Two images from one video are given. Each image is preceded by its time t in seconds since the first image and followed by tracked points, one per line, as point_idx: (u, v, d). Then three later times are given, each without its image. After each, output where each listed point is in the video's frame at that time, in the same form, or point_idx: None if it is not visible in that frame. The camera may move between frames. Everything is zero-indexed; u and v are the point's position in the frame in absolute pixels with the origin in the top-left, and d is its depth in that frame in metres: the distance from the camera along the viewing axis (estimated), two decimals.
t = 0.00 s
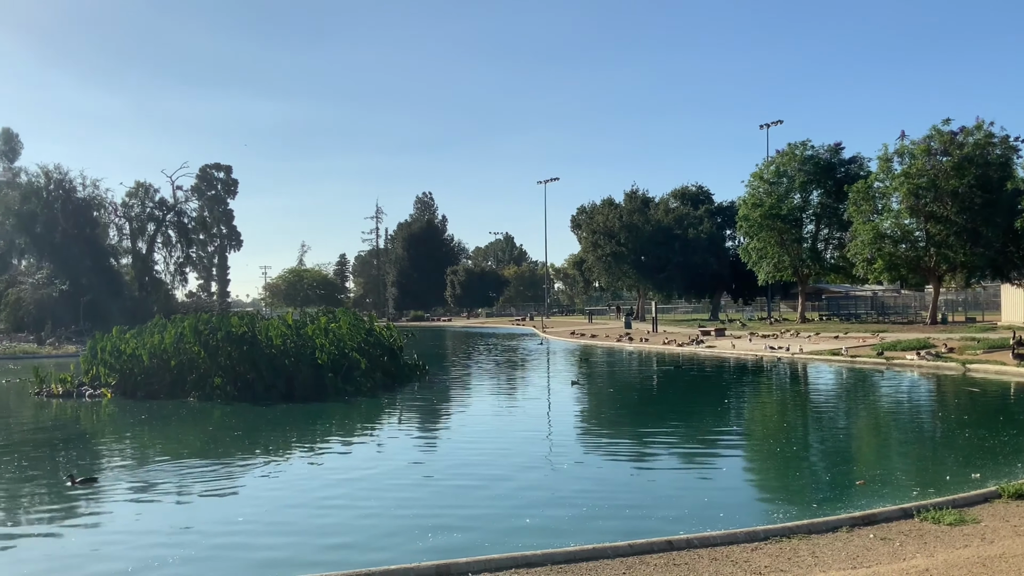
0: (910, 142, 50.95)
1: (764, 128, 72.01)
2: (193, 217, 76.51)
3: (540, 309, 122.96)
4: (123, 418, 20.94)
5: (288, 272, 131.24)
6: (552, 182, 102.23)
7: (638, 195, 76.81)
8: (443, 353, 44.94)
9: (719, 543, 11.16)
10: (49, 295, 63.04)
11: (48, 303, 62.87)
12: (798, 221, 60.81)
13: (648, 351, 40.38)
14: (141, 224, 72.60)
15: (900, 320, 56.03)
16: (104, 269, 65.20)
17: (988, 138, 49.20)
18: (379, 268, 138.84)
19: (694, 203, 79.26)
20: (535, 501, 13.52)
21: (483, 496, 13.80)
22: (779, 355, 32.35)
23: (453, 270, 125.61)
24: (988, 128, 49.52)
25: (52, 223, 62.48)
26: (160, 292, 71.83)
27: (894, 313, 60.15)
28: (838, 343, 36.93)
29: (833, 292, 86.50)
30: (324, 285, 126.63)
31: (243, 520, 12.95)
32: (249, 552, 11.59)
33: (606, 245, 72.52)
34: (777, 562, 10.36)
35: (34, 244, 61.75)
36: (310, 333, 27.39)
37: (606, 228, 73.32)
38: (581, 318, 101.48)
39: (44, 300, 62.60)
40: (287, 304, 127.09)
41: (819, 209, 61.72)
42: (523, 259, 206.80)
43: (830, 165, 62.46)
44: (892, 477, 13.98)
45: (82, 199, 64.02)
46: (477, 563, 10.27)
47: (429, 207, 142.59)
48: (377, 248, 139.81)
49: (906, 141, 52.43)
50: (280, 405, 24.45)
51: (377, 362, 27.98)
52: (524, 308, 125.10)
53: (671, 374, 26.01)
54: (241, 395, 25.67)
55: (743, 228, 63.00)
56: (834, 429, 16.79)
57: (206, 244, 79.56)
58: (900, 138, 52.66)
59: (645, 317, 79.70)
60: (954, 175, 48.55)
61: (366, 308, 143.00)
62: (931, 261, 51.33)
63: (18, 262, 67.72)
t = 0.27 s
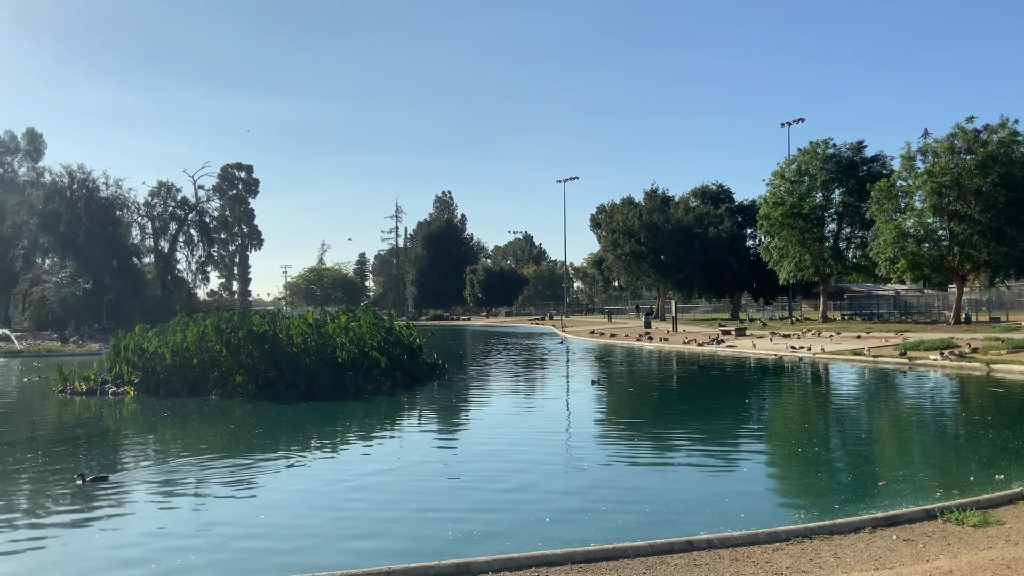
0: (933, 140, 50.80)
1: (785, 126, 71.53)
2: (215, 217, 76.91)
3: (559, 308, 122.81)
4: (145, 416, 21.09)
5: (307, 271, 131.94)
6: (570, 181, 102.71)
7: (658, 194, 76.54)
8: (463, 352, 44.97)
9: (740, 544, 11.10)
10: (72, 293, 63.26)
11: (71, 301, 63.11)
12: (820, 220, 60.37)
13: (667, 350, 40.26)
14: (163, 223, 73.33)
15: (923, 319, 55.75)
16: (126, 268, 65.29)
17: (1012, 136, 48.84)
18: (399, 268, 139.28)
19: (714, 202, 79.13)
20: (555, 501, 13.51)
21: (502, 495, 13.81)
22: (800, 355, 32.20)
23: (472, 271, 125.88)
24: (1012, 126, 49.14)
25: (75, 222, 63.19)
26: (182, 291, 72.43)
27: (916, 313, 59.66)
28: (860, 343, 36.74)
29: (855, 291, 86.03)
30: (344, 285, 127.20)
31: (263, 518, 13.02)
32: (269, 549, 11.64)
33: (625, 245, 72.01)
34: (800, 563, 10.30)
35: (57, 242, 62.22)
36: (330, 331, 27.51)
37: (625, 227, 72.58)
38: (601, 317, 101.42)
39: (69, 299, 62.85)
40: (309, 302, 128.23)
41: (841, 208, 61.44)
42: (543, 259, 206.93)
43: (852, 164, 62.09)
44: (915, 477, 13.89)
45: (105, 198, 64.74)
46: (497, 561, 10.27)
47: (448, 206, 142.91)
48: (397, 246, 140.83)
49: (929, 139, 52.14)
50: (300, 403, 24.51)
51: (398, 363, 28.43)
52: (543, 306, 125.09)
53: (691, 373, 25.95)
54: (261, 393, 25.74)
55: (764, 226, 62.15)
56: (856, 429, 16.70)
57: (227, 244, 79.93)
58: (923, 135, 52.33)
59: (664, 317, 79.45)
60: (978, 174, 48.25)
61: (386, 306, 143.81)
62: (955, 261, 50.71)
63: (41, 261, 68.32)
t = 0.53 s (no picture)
0: (950, 140, 50.47)
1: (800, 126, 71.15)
2: (231, 216, 77.17)
3: (572, 308, 122.80)
4: (162, 415, 21.20)
5: (320, 270, 132.33)
6: (583, 181, 102.88)
7: (673, 194, 76.38)
8: (478, 352, 45.03)
9: (755, 545, 11.08)
10: (88, 293, 63.82)
11: (88, 301, 63.73)
12: (836, 220, 60.05)
13: (682, 351, 40.18)
14: (179, 222, 73.63)
15: (939, 320, 55.51)
16: (143, 267, 65.94)
17: None
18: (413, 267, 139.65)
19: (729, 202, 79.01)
20: (569, 501, 13.51)
21: (516, 495, 13.82)
22: (816, 356, 32.10)
23: (486, 270, 125.88)
24: None
25: (92, 221, 63.33)
26: (197, 291, 72.67)
27: (933, 313, 59.35)
28: (876, 342, 36.63)
29: (870, 292, 85.65)
30: (359, 285, 127.60)
31: (279, 516, 13.07)
32: (284, 548, 11.67)
33: (640, 245, 72.03)
34: (815, 564, 10.27)
35: (74, 242, 62.84)
36: (345, 331, 27.58)
37: (639, 227, 72.71)
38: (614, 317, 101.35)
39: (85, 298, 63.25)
40: (324, 302, 128.98)
41: (858, 208, 61.21)
42: (557, 259, 206.97)
43: (868, 163, 61.76)
44: (931, 479, 13.82)
45: (122, 198, 65.32)
46: (511, 561, 10.27)
47: (463, 206, 142.98)
48: (412, 246, 141.25)
49: (946, 138, 52.00)
50: (315, 402, 24.55)
51: (413, 362, 28.52)
52: (556, 306, 124.98)
53: (706, 374, 25.90)
54: (277, 392, 25.86)
55: (780, 227, 61.76)
56: (871, 431, 16.63)
57: (243, 243, 80.21)
58: (940, 135, 52.18)
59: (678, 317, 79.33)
60: (995, 174, 48.11)
61: (400, 305, 144.15)
62: (972, 261, 50.47)
63: (58, 260, 68.81)
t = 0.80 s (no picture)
0: (966, 141, 50.67)
1: (814, 126, 70.82)
2: (245, 216, 77.49)
3: (585, 309, 122.76)
4: (177, 414, 21.30)
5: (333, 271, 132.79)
6: (596, 181, 102.79)
7: (686, 194, 76.26)
8: (491, 352, 45.04)
9: (770, 547, 11.03)
10: (104, 292, 63.31)
11: (103, 300, 63.17)
12: (851, 221, 59.75)
13: (696, 352, 40.09)
14: (194, 223, 73.99)
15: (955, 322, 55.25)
16: (158, 267, 66.32)
17: None
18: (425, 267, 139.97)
19: (743, 202, 78.85)
20: (582, 502, 13.48)
21: (529, 495, 13.82)
22: (831, 357, 31.96)
23: (498, 270, 125.90)
24: None
25: (109, 221, 64.32)
26: (211, 291, 73.02)
27: (948, 315, 59.02)
28: (891, 343, 36.59)
29: (885, 292, 85.26)
30: (372, 286, 127.91)
31: (293, 516, 13.11)
32: (297, 548, 11.71)
33: (654, 245, 71.89)
34: (830, 567, 10.21)
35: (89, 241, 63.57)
36: (359, 330, 27.61)
37: (652, 228, 72.88)
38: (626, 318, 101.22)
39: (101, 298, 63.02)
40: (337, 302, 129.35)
41: (873, 209, 60.93)
42: (570, 260, 206.81)
43: (884, 164, 61.48)
44: (946, 481, 13.74)
45: (137, 198, 65.90)
46: (525, 562, 10.26)
47: (475, 207, 143.06)
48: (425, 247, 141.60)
49: (962, 139, 51.82)
50: (329, 402, 24.61)
51: (427, 362, 28.55)
52: (569, 307, 124.85)
53: (720, 375, 25.84)
54: (291, 391, 25.96)
55: (794, 227, 61.50)
56: (887, 433, 16.54)
57: (257, 243, 80.58)
58: (956, 136, 52.01)
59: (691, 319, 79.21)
60: (1012, 175, 48.00)
61: (412, 305, 144.38)
62: (987, 262, 50.13)
63: (75, 260, 69.46)
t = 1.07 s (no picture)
0: (981, 141, 50.64)
1: (828, 126, 70.64)
2: (259, 217, 77.81)
3: (597, 310, 122.61)
4: (192, 414, 21.39)
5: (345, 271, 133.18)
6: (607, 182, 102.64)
7: (698, 195, 76.13)
8: (504, 353, 45.09)
9: (784, 548, 11.00)
10: (118, 292, 63.61)
11: (117, 300, 63.36)
12: (865, 222, 59.49)
13: (709, 353, 40.00)
14: (207, 223, 74.22)
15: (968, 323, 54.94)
16: (172, 267, 66.49)
17: None
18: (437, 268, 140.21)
19: (756, 203, 78.66)
20: (595, 503, 13.47)
21: (541, 497, 13.82)
22: (845, 359, 31.84)
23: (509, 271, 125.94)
24: None
25: (123, 221, 64.90)
26: (225, 291, 73.07)
27: (962, 316, 58.67)
28: (906, 345, 36.42)
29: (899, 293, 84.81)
30: (383, 286, 128.18)
31: (306, 515, 13.16)
32: (309, 547, 11.74)
33: (666, 246, 71.80)
34: (844, 569, 10.18)
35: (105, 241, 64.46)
36: (372, 331, 27.67)
37: (665, 228, 72.77)
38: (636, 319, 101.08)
39: (115, 298, 63.25)
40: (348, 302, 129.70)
41: (887, 210, 60.64)
42: (581, 260, 206.58)
43: (898, 165, 61.23)
44: (961, 483, 13.67)
45: (152, 199, 66.23)
46: (538, 562, 10.26)
47: (487, 207, 143.16)
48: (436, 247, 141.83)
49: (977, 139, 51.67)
50: (341, 403, 24.66)
51: (440, 363, 28.58)
52: (580, 308, 124.71)
53: (734, 376, 25.76)
54: (305, 391, 26.09)
55: (807, 228, 61.26)
56: (901, 435, 16.46)
57: (270, 244, 80.84)
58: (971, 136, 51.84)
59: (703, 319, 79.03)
60: None
61: (425, 305, 144.65)
62: (1002, 263, 49.79)
63: (89, 260, 69.92)
